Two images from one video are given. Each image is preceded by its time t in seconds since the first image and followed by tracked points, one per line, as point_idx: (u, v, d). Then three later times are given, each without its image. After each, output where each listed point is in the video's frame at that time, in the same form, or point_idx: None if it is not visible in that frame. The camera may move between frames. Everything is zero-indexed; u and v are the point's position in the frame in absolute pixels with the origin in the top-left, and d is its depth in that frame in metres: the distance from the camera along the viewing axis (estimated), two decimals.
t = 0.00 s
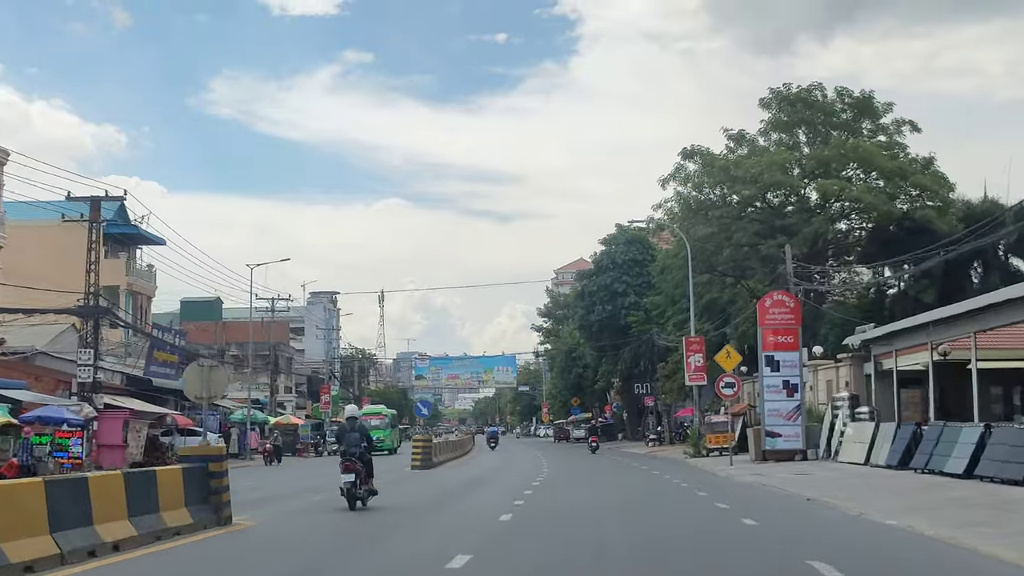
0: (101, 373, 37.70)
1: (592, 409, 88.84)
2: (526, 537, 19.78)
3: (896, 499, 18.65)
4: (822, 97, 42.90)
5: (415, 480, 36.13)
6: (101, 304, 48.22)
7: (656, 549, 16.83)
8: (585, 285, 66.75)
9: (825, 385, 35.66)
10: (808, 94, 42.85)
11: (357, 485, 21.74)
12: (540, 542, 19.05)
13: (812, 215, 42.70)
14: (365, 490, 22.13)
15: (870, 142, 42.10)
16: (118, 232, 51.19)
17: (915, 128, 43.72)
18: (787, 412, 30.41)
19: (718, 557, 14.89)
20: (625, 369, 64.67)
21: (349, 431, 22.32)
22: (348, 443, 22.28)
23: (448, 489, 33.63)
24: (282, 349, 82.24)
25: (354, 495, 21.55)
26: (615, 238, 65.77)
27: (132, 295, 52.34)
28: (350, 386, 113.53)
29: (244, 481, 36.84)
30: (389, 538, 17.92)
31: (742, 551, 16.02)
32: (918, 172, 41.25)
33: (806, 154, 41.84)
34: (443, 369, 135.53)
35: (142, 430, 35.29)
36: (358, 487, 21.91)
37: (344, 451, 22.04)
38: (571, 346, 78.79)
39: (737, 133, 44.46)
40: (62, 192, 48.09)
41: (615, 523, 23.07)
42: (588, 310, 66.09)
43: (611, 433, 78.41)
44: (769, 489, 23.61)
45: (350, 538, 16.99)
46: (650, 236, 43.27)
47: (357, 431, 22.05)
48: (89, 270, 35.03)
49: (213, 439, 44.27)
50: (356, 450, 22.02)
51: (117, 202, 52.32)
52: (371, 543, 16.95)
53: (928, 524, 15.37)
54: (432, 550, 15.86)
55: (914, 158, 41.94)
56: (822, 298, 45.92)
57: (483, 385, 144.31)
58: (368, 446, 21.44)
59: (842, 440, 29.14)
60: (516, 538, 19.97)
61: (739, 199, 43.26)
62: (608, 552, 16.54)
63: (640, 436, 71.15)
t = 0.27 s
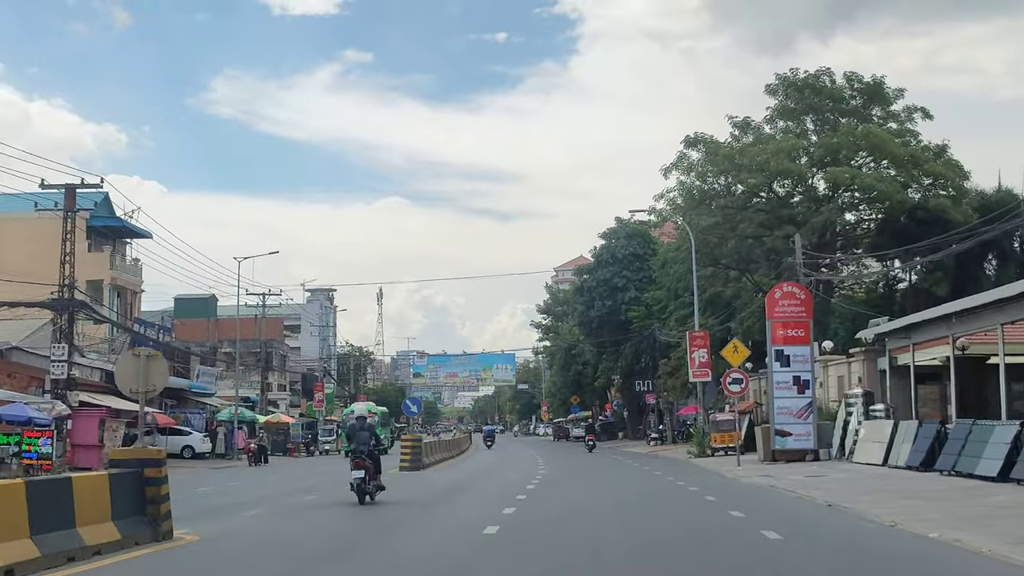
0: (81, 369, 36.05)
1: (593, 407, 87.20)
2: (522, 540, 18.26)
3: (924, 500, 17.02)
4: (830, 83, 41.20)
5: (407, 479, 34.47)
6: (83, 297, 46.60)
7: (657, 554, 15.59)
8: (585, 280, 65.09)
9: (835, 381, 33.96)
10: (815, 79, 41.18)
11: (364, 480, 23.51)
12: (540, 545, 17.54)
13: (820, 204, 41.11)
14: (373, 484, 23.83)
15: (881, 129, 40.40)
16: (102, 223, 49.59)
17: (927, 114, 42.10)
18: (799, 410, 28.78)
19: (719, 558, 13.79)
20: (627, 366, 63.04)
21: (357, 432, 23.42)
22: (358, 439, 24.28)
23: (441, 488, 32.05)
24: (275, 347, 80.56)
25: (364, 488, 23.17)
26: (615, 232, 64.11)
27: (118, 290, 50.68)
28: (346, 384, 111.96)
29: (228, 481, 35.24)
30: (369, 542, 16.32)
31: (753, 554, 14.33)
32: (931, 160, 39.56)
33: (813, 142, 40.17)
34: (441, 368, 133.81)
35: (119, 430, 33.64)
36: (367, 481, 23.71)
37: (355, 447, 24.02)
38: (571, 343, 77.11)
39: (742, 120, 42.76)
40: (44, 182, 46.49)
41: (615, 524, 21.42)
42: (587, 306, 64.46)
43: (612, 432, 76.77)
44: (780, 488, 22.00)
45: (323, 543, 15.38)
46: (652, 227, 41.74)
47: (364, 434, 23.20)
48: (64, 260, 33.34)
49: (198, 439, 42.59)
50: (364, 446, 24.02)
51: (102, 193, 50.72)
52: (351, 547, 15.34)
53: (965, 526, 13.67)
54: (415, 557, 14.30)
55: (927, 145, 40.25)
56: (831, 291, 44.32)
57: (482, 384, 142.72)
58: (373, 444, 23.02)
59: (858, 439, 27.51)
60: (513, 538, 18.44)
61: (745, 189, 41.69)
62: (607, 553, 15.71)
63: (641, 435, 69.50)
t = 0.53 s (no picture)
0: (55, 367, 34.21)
1: (593, 407, 85.65)
2: (514, 550, 16.62)
3: (958, 509, 15.31)
4: (840, 69, 39.59)
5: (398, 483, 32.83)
6: (63, 292, 44.96)
7: (661, 566, 13.89)
8: (585, 277, 63.49)
9: (847, 380, 32.33)
10: (824, 66, 39.56)
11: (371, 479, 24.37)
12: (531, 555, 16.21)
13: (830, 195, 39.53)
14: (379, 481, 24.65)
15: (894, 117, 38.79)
16: (85, 217, 47.97)
17: (942, 102, 40.52)
18: (812, 410, 27.14)
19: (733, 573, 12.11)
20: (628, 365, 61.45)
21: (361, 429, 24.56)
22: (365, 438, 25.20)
23: (435, 491, 30.49)
24: (270, 346, 78.90)
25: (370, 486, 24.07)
26: (616, 228, 62.48)
27: (102, 286, 48.99)
28: (343, 385, 110.34)
29: (212, 484, 33.61)
30: (345, 551, 14.76)
31: (770, 568, 12.63)
32: (946, 149, 37.95)
33: (824, 130, 38.56)
34: (440, 369, 132.13)
35: (95, 431, 31.89)
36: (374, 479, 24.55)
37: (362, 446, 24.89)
38: (571, 342, 75.49)
39: (748, 108, 41.13)
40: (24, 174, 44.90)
41: (615, 533, 19.70)
42: (587, 303, 62.87)
43: (613, 432, 75.12)
44: (793, 491, 20.42)
45: (291, 556, 13.80)
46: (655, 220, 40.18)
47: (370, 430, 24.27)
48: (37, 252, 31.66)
49: (183, 440, 40.92)
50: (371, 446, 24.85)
51: (86, 185, 49.12)
52: (319, 560, 13.68)
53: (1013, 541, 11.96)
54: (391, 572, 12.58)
55: (942, 133, 38.60)
56: (841, 287, 42.76)
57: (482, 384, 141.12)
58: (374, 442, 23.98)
59: (874, 441, 25.85)
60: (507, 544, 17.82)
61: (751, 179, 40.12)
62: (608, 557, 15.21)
63: (643, 436, 67.87)
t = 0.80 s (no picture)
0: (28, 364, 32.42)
1: (594, 406, 83.99)
2: (503, 556, 14.95)
3: (999, 516, 13.65)
4: (851, 52, 37.92)
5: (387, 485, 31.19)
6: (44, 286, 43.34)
7: None
8: (585, 272, 61.82)
9: (861, 376, 30.66)
10: (834, 49, 37.90)
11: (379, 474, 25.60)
12: (525, 552, 15.10)
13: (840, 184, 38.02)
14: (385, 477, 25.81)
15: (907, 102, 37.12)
16: (67, 208, 46.34)
17: (956, 87, 38.86)
18: (826, 406, 25.52)
19: None
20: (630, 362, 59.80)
21: (368, 426, 26.58)
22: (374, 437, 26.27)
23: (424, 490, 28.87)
24: (264, 344, 77.23)
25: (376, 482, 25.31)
26: (617, 221, 60.78)
27: (86, 280, 47.17)
28: (340, 384, 108.67)
29: (192, 485, 31.97)
30: (312, 563, 13.26)
31: None
32: (962, 135, 36.29)
33: (834, 116, 36.91)
34: (439, 367, 130.37)
35: (67, 431, 30.24)
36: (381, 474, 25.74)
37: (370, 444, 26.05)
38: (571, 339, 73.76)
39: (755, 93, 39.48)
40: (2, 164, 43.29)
41: (615, 539, 18.04)
42: (588, 299, 61.21)
43: (614, 431, 73.40)
44: (807, 493, 18.80)
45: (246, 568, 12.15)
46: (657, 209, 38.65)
47: (378, 426, 26.33)
48: (7, 241, 30.01)
49: (167, 440, 39.28)
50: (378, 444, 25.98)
51: (68, 176, 47.51)
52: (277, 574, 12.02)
53: None
54: None
55: (957, 119, 36.96)
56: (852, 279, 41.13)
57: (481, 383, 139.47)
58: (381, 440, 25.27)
59: (893, 440, 24.18)
60: (509, 539, 17.62)
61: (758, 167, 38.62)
62: (605, 553, 14.70)
63: (645, 435, 66.16)
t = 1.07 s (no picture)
0: None
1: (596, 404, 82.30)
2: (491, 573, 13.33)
3: None
4: (864, 34, 36.24)
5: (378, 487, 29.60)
6: (22, 280, 41.71)
7: None
8: (586, 267, 60.15)
9: (878, 373, 29.02)
10: (847, 30, 36.23)
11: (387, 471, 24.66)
12: (523, 570, 13.85)
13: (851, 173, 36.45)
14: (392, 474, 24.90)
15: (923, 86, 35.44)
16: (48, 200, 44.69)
17: (973, 71, 37.20)
18: (843, 406, 23.85)
19: None
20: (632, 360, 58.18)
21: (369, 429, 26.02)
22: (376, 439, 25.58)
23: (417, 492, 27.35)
24: (258, 341, 75.57)
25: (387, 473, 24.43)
26: (618, 215, 59.08)
27: (68, 274, 45.36)
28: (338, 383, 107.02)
29: (173, 487, 30.37)
30: None
31: None
32: (981, 120, 34.61)
33: (846, 101, 35.26)
34: (439, 366, 128.69)
35: (38, 431, 28.60)
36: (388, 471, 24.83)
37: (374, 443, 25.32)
38: (572, 337, 72.12)
39: (763, 77, 37.84)
40: None
41: (617, 549, 16.42)
42: (588, 295, 59.55)
43: (616, 430, 71.79)
44: (827, 499, 17.16)
45: None
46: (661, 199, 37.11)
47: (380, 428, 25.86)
48: None
49: (150, 440, 37.66)
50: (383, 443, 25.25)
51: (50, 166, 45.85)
52: None
53: None
54: None
55: (975, 104, 35.29)
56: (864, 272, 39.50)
57: (482, 381, 137.80)
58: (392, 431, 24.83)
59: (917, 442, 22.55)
60: (504, 548, 16.48)
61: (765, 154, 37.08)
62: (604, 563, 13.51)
63: (648, 434, 64.51)
